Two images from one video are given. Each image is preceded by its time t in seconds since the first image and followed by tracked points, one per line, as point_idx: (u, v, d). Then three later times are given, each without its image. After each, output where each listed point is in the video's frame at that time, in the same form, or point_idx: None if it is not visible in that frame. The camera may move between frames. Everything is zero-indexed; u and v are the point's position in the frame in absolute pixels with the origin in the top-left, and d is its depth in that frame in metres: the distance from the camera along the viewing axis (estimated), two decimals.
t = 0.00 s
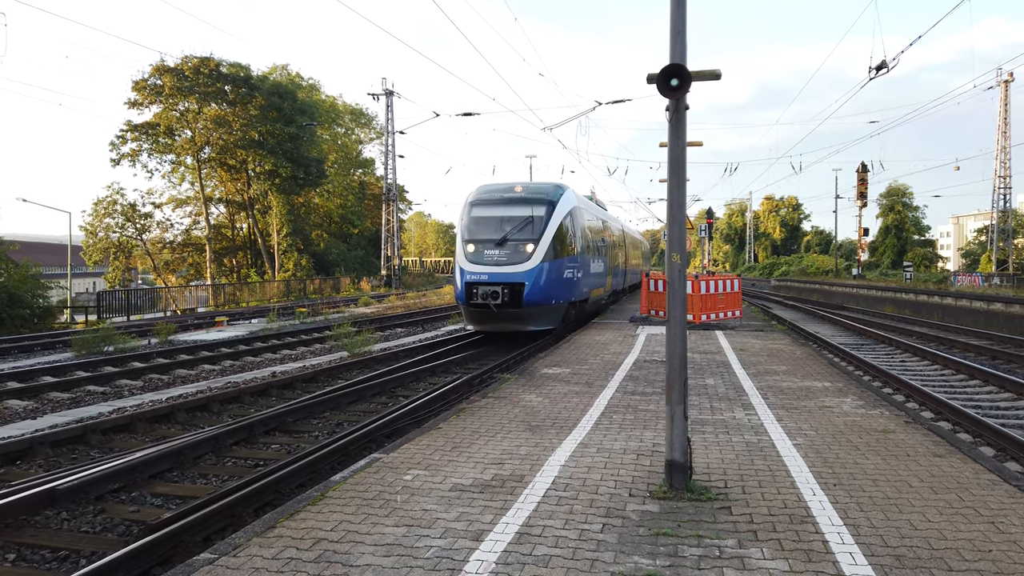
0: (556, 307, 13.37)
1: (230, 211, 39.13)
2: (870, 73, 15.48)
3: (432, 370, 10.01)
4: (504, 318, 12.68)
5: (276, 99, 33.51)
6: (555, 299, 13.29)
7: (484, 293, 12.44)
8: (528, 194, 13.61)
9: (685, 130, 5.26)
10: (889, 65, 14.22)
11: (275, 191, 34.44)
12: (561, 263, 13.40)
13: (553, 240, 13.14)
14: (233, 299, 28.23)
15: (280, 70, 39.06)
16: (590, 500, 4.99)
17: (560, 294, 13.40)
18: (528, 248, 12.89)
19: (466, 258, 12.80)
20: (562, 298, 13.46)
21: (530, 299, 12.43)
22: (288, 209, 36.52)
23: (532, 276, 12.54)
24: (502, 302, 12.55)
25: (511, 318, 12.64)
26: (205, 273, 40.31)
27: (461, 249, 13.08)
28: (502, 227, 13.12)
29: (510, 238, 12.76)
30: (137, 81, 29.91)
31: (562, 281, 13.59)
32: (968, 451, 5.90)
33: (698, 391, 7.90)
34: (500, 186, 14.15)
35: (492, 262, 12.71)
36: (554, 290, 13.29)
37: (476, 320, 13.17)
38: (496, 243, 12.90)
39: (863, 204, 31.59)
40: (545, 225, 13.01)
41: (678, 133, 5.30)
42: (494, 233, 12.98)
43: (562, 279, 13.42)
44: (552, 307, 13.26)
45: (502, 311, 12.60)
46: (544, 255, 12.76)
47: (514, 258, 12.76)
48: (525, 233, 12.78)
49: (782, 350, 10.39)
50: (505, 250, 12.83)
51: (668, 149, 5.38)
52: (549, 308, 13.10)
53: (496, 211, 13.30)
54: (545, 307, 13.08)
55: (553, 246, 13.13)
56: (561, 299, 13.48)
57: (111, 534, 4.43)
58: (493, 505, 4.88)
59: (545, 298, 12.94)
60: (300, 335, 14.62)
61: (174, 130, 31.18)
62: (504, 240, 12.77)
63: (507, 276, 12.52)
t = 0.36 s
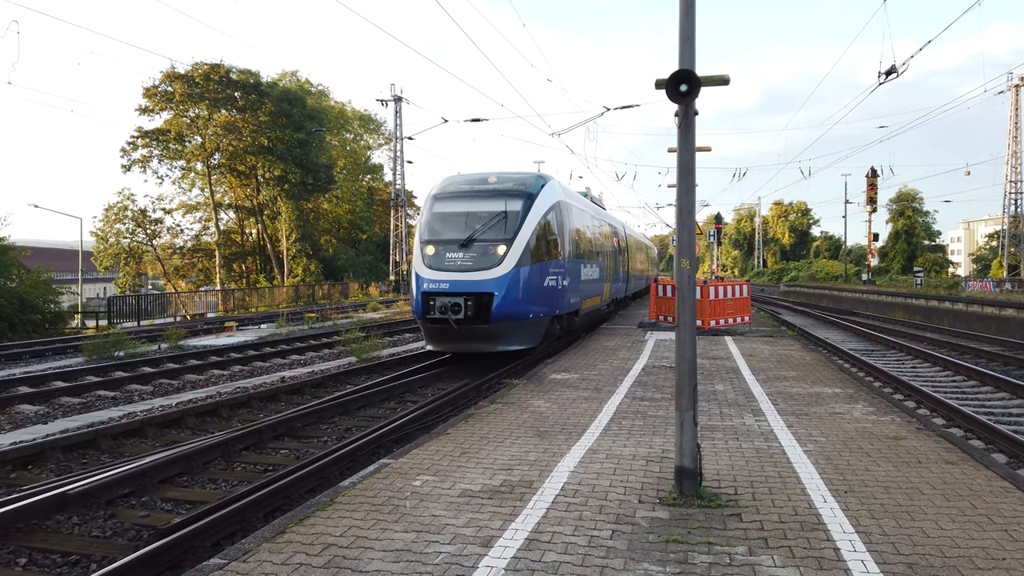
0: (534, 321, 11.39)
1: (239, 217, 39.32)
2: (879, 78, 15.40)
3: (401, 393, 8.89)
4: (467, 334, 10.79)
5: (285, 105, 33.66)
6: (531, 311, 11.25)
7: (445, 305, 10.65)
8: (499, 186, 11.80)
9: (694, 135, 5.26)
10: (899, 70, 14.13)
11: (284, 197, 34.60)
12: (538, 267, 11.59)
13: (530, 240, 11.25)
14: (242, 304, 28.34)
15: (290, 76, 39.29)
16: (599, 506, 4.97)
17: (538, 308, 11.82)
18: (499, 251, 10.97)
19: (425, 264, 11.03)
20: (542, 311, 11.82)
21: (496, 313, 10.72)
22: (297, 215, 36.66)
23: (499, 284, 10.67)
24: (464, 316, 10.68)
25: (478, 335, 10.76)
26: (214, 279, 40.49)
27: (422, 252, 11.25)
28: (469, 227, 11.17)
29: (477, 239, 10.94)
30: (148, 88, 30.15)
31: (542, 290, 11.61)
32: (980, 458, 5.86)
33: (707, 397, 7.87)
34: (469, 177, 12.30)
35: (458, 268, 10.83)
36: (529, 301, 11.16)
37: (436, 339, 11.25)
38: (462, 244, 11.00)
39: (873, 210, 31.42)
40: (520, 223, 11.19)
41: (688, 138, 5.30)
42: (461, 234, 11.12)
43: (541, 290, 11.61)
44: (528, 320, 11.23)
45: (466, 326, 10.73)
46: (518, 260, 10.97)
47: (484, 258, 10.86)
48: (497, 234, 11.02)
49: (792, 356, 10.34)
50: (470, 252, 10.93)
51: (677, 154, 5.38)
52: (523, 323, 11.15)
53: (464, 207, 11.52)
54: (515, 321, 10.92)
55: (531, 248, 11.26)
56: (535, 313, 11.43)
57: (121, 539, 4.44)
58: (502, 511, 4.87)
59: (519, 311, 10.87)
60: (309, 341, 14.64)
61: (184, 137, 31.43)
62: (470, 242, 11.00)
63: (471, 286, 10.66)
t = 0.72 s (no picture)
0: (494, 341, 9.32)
1: (248, 222, 39.51)
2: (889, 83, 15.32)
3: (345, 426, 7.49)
4: (406, 358, 8.68)
5: (295, 112, 33.83)
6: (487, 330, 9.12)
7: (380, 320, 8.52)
8: (454, 171, 9.73)
9: (704, 141, 5.25)
10: (910, 74, 13.96)
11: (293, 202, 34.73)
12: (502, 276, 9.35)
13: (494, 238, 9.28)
14: (252, 309, 28.43)
15: (299, 82, 39.49)
16: (609, 512, 4.95)
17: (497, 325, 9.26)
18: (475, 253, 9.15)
19: (358, 269, 8.90)
20: (507, 330, 9.53)
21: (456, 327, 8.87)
22: (306, 221, 36.79)
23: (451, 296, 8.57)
24: (402, 336, 8.50)
25: (418, 358, 8.64)
26: (223, 284, 40.69)
27: (354, 254, 9.05)
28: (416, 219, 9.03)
29: (422, 235, 8.86)
30: (159, 95, 30.39)
31: (510, 304, 9.55)
32: (993, 465, 5.80)
33: (717, 402, 7.84)
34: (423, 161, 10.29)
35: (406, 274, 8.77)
36: (484, 318, 9.01)
37: (371, 366, 9.01)
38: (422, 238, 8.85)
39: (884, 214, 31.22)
40: (479, 216, 9.06)
41: (697, 144, 5.29)
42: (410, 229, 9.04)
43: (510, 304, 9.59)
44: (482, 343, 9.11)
45: (405, 348, 8.56)
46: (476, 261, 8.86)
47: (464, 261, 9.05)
48: (451, 228, 8.94)
49: (802, 362, 10.28)
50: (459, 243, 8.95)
51: (686, 159, 5.37)
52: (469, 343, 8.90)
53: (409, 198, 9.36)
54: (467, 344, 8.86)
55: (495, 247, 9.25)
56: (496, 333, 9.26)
57: (131, 544, 4.45)
58: (511, 517, 4.86)
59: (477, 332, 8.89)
60: (317, 346, 14.66)
61: (195, 142, 31.67)
62: (413, 240, 8.88)
63: (414, 296, 8.49)
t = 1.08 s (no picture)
0: (416, 375, 6.79)
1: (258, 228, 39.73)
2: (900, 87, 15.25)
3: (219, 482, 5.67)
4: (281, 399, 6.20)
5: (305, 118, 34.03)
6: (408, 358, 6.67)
7: (244, 346, 5.95)
8: (375, 140, 7.36)
9: (714, 145, 5.24)
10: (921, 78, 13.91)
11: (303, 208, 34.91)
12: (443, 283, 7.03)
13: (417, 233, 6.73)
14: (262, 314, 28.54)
15: (310, 89, 39.75)
16: (619, 519, 4.92)
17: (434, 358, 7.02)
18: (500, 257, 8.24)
19: (225, 271, 6.41)
20: (425, 360, 6.87)
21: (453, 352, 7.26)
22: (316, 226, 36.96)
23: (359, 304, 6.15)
24: (270, 369, 5.95)
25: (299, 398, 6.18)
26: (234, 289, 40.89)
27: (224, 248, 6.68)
28: (363, 185, 6.75)
29: (315, 225, 6.44)
30: (171, 102, 30.68)
31: (440, 324, 7.04)
32: (1008, 472, 5.74)
33: (727, 408, 7.79)
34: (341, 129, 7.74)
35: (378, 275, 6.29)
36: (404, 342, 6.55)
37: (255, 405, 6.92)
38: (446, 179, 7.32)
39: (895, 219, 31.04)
40: (402, 204, 6.66)
41: (707, 148, 5.28)
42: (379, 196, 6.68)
43: (474, 319, 7.64)
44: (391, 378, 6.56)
45: (280, 382, 6.03)
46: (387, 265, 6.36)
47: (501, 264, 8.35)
48: (354, 217, 6.47)
49: (814, 368, 10.22)
50: (498, 224, 8.40)
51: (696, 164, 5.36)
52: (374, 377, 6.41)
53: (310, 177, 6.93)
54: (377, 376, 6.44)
55: (422, 247, 6.77)
56: (423, 363, 6.86)
57: (142, 548, 4.46)
58: (521, 522, 4.84)
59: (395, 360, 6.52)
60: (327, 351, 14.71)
61: (206, 148, 31.94)
62: (302, 231, 6.44)
63: (301, 314, 5.99)
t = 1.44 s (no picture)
0: (255, 437, 4.30)
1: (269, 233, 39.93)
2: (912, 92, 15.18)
3: (18, 547, 3.68)
4: None
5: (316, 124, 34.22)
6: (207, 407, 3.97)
7: None
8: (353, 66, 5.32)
9: (726, 149, 5.23)
10: (934, 82, 13.84)
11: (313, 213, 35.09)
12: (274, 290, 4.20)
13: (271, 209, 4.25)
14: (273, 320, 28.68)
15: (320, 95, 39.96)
16: (630, 525, 4.89)
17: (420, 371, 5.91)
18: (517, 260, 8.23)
19: None
20: (281, 409, 4.42)
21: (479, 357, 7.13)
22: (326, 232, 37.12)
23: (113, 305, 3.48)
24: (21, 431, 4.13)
25: None
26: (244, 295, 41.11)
27: None
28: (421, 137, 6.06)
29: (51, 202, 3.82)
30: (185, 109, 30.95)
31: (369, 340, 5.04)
32: None
33: (739, 414, 7.74)
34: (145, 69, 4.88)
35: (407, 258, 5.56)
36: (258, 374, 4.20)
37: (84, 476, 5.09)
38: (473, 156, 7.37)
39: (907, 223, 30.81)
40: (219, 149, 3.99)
41: (719, 153, 5.27)
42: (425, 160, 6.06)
43: (486, 321, 7.23)
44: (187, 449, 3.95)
45: None
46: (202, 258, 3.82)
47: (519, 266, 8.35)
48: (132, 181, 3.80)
49: (825, 374, 10.14)
50: (516, 216, 8.46)
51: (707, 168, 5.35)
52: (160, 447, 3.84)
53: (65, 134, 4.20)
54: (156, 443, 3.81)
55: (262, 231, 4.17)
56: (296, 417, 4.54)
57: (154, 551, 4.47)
58: (532, 528, 4.81)
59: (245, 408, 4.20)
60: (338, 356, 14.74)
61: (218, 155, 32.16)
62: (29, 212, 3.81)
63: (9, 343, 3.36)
